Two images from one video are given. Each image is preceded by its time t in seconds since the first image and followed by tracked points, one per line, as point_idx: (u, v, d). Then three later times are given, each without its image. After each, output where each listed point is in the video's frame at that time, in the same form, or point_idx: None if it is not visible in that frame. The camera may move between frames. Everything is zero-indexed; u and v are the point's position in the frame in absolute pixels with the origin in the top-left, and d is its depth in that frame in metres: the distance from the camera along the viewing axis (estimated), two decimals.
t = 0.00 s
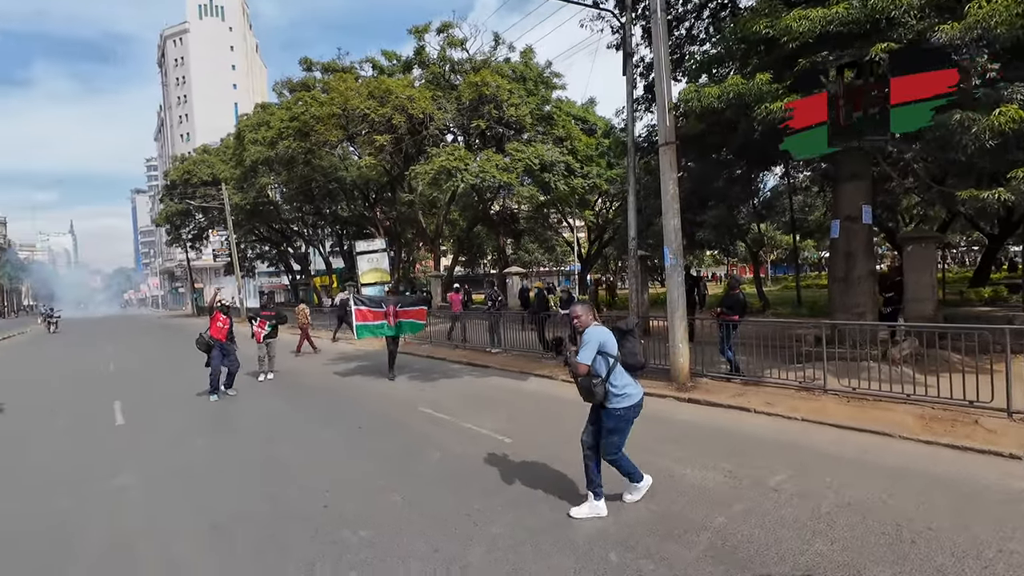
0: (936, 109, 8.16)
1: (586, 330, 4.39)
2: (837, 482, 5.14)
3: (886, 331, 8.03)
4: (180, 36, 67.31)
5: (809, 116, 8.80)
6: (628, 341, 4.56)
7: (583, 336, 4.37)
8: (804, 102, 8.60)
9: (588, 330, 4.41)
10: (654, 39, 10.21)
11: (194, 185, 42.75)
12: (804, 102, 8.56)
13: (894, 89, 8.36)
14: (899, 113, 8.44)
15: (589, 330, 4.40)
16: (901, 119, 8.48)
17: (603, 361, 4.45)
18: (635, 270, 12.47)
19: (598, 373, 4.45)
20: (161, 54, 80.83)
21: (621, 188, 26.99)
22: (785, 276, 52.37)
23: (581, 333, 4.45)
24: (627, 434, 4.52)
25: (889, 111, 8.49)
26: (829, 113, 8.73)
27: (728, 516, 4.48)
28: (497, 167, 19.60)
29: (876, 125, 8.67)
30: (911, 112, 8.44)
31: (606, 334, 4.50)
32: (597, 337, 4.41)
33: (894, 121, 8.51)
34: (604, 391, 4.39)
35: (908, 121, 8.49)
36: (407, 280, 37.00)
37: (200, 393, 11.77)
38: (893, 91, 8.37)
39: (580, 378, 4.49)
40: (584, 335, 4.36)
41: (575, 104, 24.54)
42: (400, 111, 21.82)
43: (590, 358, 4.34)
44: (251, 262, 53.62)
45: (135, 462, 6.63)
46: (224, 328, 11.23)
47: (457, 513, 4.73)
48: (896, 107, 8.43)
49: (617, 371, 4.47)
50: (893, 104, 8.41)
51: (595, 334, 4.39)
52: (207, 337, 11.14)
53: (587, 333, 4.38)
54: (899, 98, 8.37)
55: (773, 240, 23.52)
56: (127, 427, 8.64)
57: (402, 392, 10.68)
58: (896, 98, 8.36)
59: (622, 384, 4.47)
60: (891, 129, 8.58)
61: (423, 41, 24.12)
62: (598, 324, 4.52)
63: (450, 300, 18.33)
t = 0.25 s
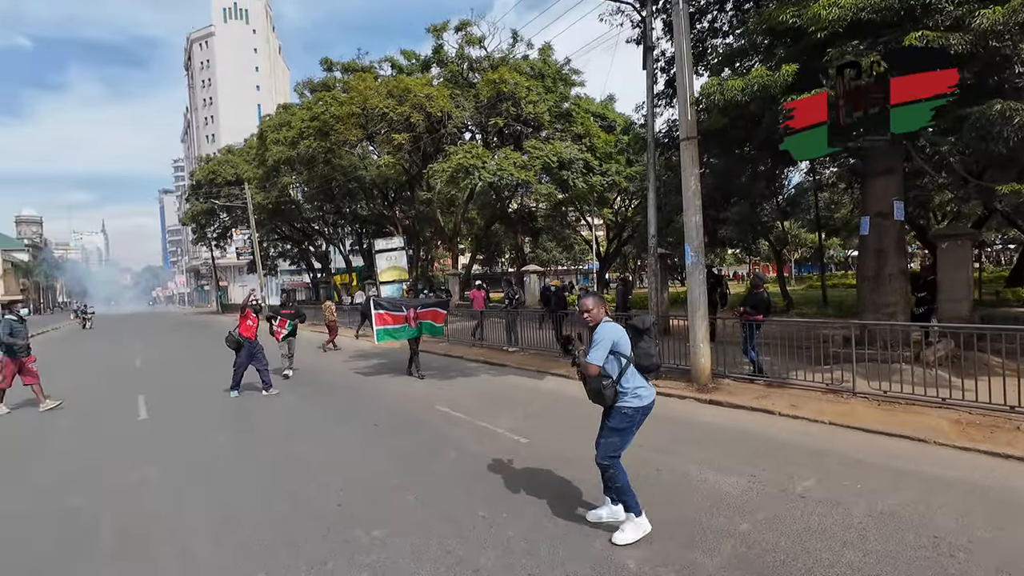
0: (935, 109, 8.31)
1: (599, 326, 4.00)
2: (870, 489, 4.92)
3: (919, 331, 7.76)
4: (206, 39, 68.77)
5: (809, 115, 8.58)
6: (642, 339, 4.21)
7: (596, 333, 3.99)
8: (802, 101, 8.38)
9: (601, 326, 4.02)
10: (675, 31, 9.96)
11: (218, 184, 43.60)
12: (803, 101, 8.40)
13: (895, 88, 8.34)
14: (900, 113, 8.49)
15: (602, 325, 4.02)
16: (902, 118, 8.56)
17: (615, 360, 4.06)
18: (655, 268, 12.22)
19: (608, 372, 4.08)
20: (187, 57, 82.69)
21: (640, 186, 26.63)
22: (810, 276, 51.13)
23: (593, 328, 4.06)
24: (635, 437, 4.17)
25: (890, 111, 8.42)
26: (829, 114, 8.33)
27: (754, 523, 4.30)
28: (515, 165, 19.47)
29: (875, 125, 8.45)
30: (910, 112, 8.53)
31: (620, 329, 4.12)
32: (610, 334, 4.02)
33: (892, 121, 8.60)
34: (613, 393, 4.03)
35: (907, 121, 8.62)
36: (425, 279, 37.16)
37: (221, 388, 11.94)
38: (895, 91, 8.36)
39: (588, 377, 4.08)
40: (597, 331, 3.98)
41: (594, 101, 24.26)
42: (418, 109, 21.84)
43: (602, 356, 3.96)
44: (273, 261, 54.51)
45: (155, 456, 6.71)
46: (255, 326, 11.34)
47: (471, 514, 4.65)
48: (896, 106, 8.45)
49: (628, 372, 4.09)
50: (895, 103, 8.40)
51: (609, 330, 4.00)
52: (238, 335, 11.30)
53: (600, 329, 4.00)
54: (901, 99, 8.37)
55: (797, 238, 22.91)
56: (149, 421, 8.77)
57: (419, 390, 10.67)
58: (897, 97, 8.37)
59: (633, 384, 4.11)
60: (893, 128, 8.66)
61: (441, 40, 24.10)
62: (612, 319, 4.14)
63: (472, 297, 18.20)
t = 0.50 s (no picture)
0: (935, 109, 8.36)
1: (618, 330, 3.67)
2: (906, 500, 4.64)
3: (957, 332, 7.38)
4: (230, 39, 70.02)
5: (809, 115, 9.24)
6: (665, 346, 3.79)
7: (614, 336, 3.65)
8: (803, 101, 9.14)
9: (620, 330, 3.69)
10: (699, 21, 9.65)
11: (241, 182, 44.40)
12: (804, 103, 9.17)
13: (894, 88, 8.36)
14: (900, 113, 8.54)
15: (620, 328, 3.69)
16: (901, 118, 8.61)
17: (632, 368, 3.72)
18: (675, 266, 11.93)
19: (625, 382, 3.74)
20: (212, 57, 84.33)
21: (660, 181, 26.18)
22: (836, 274, 49.80)
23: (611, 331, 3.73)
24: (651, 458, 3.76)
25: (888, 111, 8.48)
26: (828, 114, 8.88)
27: (781, 534, 4.08)
28: (533, 161, 19.29)
29: (875, 126, 8.75)
30: (909, 112, 8.56)
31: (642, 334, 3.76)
32: (630, 338, 3.67)
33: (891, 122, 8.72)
34: (629, 404, 3.67)
35: (907, 120, 8.65)
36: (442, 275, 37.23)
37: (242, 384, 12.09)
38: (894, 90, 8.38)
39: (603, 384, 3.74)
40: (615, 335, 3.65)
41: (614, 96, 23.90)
42: (436, 106, 21.78)
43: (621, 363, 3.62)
44: (294, 257, 55.34)
45: (172, 451, 6.75)
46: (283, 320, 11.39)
47: (485, 518, 4.52)
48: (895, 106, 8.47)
49: (648, 382, 3.74)
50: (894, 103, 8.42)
51: (627, 334, 3.67)
52: (267, 331, 11.40)
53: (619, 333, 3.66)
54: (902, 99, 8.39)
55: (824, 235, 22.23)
56: (170, 415, 8.90)
57: (434, 387, 10.60)
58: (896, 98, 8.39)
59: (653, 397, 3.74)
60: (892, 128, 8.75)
61: (460, 36, 24.00)
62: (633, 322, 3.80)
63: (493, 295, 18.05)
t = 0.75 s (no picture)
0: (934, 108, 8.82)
1: (639, 337, 3.36)
2: (941, 514, 4.38)
3: (996, 336, 7.01)
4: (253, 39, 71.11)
5: (812, 115, 9.56)
6: (692, 356, 3.39)
7: (635, 344, 3.34)
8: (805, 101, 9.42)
9: (642, 337, 3.37)
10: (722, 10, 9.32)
11: (263, 180, 45.09)
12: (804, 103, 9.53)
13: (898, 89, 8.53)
14: (904, 113, 8.90)
15: (642, 335, 3.38)
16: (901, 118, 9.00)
17: (654, 380, 3.38)
18: (695, 264, 11.64)
19: (646, 395, 3.41)
20: (235, 57, 85.75)
21: (680, 178, 25.71)
22: (862, 273, 48.45)
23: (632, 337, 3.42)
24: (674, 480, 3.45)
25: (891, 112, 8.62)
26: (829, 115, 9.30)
27: (807, 548, 3.87)
28: (551, 158, 19.07)
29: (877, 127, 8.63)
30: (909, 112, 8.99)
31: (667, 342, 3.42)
32: (653, 345, 3.35)
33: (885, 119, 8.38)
34: (652, 422, 3.33)
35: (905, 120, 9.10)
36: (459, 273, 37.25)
37: (259, 379, 12.20)
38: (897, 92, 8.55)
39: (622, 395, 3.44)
40: (636, 342, 3.34)
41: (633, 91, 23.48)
42: (453, 103, 21.65)
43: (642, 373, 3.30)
44: (314, 254, 56.05)
45: (187, 446, 6.78)
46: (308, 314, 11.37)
47: (496, 524, 4.39)
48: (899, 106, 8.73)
49: (673, 396, 3.39)
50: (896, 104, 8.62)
51: (650, 341, 3.34)
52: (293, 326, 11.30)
53: (641, 340, 3.35)
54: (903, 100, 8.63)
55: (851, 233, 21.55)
56: (187, 410, 8.99)
57: (448, 386, 10.52)
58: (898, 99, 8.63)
59: (679, 413, 3.39)
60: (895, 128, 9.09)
61: (477, 32, 23.83)
62: (658, 328, 3.47)
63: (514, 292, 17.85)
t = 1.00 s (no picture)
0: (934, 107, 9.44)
1: (668, 346, 2.91)
2: (977, 528, 4.11)
3: None
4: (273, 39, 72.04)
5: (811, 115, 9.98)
6: (727, 371, 2.90)
7: (663, 353, 2.90)
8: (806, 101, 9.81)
9: (671, 347, 2.92)
10: None
11: (282, 178, 45.66)
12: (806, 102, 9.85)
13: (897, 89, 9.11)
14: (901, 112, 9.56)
15: (671, 344, 2.93)
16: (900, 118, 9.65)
17: (683, 396, 2.93)
18: (713, 262, 11.34)
19: (674, 412, 2.97)
20: (256, 57, 87.02)
21: (699, 175, 25.26)
22: (888, 273, 47.09)
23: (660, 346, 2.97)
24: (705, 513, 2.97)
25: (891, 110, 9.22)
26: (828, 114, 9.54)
27: (832, 564, 3.64)
28: (566, 154, 18.83)
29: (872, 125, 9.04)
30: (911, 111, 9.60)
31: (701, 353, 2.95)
32: (684, 357, 2.89)
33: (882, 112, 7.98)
34: (678, 443, 2.90)
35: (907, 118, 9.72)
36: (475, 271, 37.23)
37: (273, 375, 12.28)
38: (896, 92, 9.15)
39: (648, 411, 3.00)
40: (664, 352, 2.90)
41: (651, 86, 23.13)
42: (468, 99, 21.49)
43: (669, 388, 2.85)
44: (331, 252, 56.63)
45: (198, 442, 6.80)
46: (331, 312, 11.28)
47: (502, 529, 4.26)
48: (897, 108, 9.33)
49: (704, 417, 2.92)
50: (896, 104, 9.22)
51: (681, 351, 2.89)
52: (315, 325, 11.06)
53: (669, 350, 2.90)
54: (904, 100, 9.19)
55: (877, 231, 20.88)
56: (201, 406, 9.05)
57: (459, 384, 10.41)
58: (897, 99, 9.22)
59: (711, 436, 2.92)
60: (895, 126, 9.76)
61: (493, 28, 23.63)
62: (691, 337, 3.00)
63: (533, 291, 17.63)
